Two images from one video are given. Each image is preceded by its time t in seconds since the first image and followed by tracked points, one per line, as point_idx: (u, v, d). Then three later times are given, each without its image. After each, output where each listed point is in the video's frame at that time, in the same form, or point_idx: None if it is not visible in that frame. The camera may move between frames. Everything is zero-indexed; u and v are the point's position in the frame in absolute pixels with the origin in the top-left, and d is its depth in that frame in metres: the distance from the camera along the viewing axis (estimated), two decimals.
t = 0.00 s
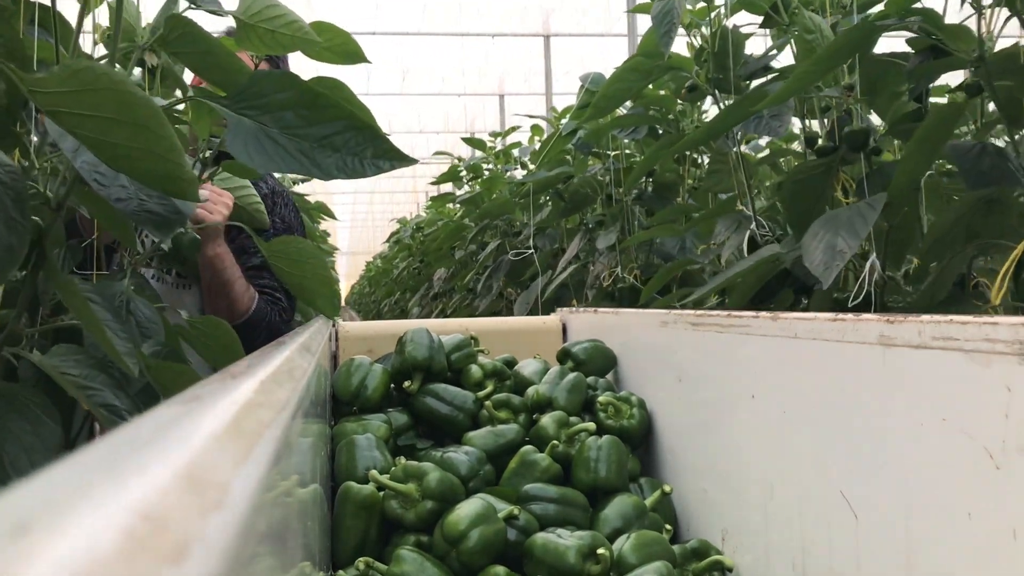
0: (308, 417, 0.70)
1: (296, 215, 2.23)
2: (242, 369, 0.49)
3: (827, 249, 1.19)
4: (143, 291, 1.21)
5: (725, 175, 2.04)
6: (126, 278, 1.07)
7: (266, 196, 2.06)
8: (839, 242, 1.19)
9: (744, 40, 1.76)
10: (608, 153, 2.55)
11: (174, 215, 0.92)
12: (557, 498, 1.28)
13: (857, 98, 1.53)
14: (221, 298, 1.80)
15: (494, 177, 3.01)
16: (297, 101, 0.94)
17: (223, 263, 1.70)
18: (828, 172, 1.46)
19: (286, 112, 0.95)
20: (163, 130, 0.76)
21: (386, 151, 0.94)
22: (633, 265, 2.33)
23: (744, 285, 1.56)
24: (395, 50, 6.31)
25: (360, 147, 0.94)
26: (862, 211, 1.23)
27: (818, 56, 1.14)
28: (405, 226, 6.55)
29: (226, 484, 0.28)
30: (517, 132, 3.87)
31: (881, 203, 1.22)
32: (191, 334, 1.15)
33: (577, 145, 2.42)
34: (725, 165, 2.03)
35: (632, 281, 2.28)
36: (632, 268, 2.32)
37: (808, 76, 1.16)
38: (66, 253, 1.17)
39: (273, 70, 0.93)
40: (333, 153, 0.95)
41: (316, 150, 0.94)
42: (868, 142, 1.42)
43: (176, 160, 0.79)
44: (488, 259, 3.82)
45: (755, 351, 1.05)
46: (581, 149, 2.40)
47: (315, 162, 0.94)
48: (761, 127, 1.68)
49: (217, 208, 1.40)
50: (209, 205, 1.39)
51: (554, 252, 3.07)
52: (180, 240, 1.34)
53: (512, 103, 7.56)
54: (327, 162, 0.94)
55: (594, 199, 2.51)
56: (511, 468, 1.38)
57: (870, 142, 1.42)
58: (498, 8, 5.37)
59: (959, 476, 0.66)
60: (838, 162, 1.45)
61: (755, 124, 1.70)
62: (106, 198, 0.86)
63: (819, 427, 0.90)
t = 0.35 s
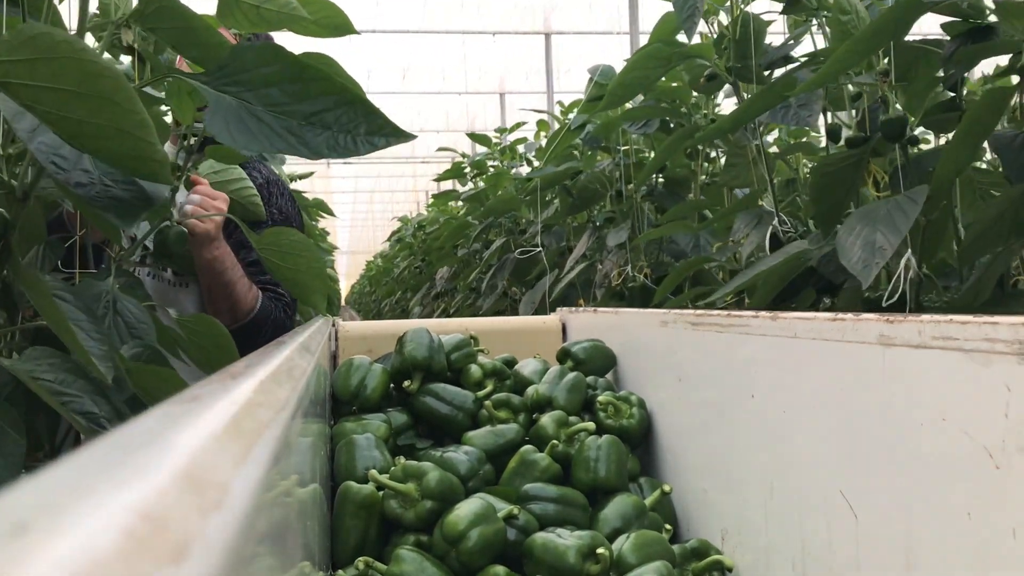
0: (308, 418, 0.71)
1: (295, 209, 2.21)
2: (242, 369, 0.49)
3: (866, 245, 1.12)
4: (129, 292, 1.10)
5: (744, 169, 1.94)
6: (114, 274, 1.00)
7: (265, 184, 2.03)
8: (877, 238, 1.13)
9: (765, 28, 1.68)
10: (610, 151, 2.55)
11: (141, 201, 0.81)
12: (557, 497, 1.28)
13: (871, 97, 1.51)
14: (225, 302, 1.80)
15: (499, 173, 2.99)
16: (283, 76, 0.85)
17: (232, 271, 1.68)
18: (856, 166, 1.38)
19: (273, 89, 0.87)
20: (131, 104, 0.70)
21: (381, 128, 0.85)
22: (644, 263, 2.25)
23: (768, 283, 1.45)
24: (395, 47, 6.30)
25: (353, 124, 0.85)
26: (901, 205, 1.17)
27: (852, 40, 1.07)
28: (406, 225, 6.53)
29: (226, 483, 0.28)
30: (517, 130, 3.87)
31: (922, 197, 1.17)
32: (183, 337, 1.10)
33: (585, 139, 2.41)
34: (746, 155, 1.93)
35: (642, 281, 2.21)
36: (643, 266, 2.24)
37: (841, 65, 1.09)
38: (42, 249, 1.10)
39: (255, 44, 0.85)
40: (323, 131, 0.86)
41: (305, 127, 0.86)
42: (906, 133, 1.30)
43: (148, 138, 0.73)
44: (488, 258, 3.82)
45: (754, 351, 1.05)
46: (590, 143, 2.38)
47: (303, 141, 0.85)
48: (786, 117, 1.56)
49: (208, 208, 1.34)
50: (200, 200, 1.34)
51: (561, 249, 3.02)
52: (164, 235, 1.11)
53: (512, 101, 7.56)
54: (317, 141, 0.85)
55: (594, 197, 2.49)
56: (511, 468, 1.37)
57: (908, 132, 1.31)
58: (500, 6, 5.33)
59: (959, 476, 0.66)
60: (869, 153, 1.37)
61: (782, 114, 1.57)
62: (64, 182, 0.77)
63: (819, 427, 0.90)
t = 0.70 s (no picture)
0: (308, 417, 0.71)
1: (291, 205, 2.16)
2: (242, 369, 0.49)
3: (906, 240, 1.09)
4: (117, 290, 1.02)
5: (762, 163, 1.84)
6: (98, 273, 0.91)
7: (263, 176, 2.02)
8: (917, 233, 1.10)
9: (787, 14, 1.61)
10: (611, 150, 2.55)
11: (128, 194, 0.69)
12: (556, 497, 1.28)
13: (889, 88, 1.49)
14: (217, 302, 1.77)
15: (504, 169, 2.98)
16: (282, 54, 0.75)
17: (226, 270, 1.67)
18: (889, 157, 1.34)
19: (270, 68, 0.77)
20: (115, 77, 0.60)
21: (395, 116, 0.76)
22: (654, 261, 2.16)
23: (791, 282, 1.36)
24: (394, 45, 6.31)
25: (359, 109, 0.76)
26: (945, 198, 1.13)
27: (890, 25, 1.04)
28: (407, 224, 6.52)
29: (225, 482, 0.28)
30: (518, 129, 3.87)
31: (965, 188, 1.13)
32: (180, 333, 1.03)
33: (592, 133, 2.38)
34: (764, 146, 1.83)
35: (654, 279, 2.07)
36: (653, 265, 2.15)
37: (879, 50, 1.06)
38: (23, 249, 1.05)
39: (253, 19, 0.75)
40: (327, 117, 0.76)
41: (307, 113, 0.76)
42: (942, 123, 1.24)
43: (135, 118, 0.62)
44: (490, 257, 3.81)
45: (754, 351, 1.05)
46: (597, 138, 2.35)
47: (305, 129, 0.76)
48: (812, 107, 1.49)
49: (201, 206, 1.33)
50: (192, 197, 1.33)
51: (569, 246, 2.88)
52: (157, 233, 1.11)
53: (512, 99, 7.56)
54: (320, 127, 0.76)
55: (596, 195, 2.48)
56: (511, 467, 1.37)
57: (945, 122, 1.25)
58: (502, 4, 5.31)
59: (959, 476, 0.66)
60: (900, 144, 1.32)
61: (806, 103, 1.51)
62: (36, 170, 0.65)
63: (819, 426, 0.90)
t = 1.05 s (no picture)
0: (308, 417, 0.71)
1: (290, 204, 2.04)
2: (242, 369, 0.49)
3: (968, 235, 1.02)
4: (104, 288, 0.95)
5: (788, 154, 1.74)
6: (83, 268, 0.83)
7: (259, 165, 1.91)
8: (979, 227, 1.03)
9: None
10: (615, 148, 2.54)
11: (116, 175, 0.60)
12: (556, 497, 1.28)
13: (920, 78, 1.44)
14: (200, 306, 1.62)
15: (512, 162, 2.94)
16: (292, 24, 0.56)
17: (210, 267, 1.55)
18: (931, 150, 1.27)
19: (277, 40, 0.57)
20: (92, 44, 0.47)
21: (415, 93, 0.57)
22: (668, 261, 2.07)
23: (825, 280, 1.29)
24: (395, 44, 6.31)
25: (378, 88, 0.56)
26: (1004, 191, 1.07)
27: None
28: (407, 224, 6.50)
29: (225, 482, 0.27)
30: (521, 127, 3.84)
31: None
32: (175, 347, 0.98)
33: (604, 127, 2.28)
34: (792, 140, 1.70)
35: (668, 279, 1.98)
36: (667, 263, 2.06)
37: None
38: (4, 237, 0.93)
39: None
40: (339, 96, 0.56)
41: (318, 91, 0.57)
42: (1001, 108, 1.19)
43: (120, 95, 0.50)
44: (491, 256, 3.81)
45: (754, 350, 1.05)
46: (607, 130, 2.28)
47: (314, 110, 0.56)
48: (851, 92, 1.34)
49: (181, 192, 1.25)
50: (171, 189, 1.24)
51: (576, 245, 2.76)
52: (148, 224, 0.94)
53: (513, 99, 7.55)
54: (332, 109, 0.56)
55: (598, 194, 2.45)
56: (510, 467, 1.37)
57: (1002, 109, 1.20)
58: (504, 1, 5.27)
59: (959, 476, 0.66)
60: (947, 132, 1.26)
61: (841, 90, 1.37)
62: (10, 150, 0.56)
63: (818, 426, 0.90)
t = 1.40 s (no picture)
0: (308, 416, 0.71)
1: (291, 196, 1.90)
2: (241, 369, 0.49)
3: None
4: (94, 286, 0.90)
5: (816, 146, 1.58)
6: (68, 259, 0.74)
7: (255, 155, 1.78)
8: None
9: None
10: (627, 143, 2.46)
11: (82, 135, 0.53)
12: (556, 497, 1.28)
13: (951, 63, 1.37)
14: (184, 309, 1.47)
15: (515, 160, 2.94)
16: None
17: (201, 274, 1.39)
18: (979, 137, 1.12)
19: None
20: None
21: (439, 57, 0.45)
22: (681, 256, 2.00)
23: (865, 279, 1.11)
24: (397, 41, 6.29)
25: (395, 50, 0.45)
26: None
27: None
28: (408, 223, 6.47)
29: (226, 482, 0.27)
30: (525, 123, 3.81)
31: None
32: (165, 351, 0.93)
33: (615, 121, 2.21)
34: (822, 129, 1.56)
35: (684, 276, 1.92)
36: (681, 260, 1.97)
37: None
38: None
39: None
40: (350, 62, 0.45)
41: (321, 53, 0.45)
42: None
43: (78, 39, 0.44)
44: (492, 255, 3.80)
45: (753, 350, 1.05)
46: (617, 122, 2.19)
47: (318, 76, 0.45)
48: (892, 78, 1.39)
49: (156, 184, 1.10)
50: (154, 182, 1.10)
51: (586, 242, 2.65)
52: (137, 217, 0.81)
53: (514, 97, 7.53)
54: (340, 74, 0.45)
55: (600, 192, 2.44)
56: (510, 468, 1.37)
57: None
58: None
59: (960, 476, 0.66)
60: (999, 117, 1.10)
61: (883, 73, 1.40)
62: None
63: (818, 426, 0.90)
